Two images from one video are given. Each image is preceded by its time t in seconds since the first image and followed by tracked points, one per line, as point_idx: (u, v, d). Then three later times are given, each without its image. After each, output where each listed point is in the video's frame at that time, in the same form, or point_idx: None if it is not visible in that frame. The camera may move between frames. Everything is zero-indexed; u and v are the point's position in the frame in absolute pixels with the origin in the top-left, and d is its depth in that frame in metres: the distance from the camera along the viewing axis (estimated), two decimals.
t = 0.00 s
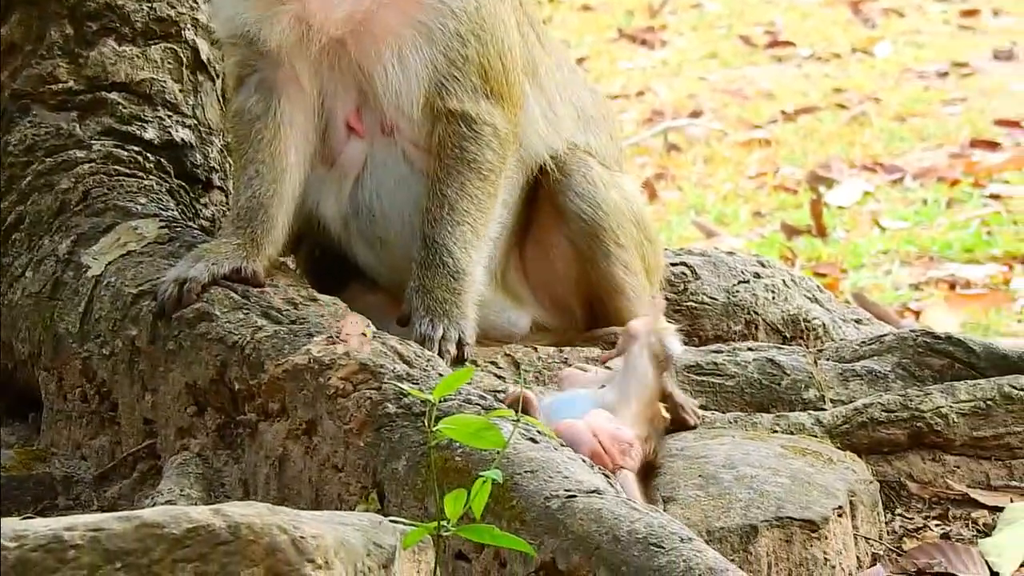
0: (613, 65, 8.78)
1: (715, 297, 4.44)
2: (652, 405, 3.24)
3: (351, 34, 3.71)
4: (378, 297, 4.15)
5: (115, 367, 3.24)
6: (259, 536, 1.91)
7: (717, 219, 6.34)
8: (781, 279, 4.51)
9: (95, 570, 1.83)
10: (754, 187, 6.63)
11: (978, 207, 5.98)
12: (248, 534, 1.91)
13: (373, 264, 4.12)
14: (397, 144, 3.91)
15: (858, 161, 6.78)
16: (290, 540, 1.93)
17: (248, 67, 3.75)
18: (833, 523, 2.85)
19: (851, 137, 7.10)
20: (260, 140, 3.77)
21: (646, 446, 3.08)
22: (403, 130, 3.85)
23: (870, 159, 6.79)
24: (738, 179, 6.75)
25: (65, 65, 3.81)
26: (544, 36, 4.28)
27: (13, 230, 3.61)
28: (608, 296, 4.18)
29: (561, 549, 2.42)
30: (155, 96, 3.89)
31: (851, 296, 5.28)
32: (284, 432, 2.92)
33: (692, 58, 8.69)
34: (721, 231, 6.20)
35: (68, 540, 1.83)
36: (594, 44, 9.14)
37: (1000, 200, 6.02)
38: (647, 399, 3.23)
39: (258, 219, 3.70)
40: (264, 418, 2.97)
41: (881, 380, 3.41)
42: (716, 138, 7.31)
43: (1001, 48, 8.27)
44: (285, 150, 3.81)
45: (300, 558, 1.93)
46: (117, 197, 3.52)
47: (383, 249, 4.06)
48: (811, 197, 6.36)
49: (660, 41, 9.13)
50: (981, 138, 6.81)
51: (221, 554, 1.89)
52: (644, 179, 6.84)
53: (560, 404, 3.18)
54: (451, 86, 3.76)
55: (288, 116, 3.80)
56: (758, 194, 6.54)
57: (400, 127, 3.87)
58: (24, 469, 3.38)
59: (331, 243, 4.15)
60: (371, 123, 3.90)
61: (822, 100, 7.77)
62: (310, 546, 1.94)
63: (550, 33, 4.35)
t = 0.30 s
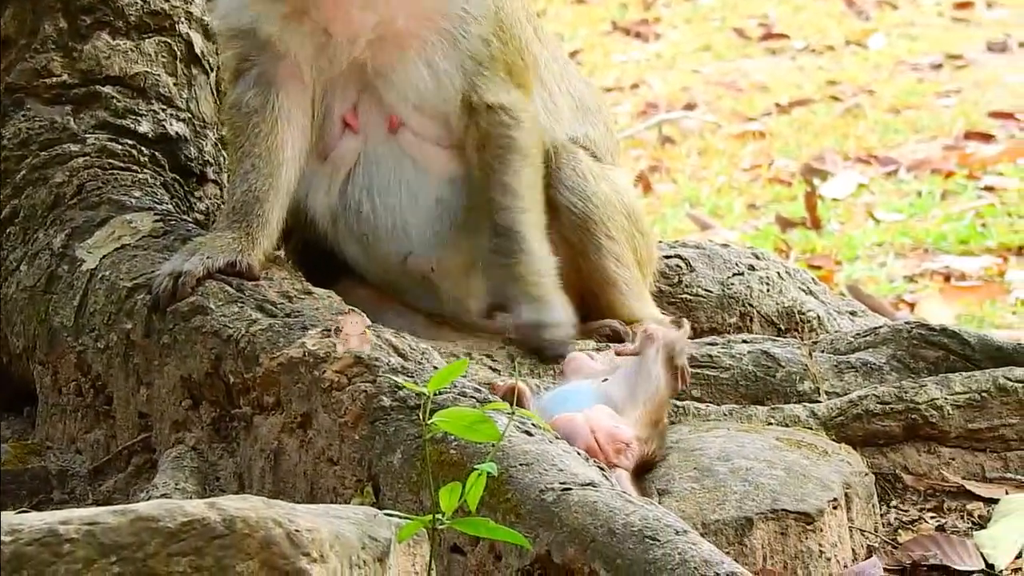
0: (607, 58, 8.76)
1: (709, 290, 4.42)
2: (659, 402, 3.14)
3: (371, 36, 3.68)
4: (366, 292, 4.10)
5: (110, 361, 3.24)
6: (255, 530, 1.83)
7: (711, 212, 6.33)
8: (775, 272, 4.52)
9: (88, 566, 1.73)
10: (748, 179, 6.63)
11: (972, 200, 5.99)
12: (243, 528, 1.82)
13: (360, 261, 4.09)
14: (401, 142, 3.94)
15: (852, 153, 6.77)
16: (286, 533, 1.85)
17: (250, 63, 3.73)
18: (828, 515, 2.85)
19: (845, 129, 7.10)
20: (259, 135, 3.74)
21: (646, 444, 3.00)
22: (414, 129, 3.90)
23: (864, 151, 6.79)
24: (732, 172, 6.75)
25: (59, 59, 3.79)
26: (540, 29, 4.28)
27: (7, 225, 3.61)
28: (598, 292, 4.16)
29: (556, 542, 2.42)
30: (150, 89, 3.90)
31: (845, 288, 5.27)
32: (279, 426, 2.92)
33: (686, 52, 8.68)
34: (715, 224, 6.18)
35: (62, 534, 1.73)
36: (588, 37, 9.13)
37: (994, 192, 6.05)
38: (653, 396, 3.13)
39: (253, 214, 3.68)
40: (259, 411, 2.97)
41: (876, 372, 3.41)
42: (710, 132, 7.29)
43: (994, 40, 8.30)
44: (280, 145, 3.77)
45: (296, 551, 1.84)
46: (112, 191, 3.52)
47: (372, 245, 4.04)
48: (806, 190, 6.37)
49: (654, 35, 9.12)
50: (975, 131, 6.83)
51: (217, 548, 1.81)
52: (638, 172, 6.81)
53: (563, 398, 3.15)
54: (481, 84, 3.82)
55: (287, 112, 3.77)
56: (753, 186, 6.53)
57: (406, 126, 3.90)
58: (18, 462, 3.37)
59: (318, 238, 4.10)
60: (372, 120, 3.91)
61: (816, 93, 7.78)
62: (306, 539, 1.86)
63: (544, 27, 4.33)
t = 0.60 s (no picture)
0: (603, 53, 8.75)
1: (706, 285, 4.43)
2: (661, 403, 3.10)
3: (409, 40, 3.69)
4: (369, 289, 4.02)
5: (106, 357, 3.24)
6: (251, 526, 1.79)
7: (708, 206, 6.34)
8: (772, 267, 4.51)
9: (83, 563, 1.69)
10: (745, 174, 6.63)
11: (968, 194, 6.01)
12: (240, 524, 1.78)
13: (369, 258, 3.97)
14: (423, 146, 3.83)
15: (849, 148, 6.76)
16: (282, 529, 1.80)
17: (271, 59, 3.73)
18: (825, 511, 2.86)
19: (842, 124, 7.10)
20: (271, 130, 3.71)
21: (642, 447, 2.98)
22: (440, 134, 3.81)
23: (861, 145, 6.78)
24: (729, 167, 6.75)
25: (54, 54, 3.79)
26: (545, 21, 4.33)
27: (4, 220, 3.62)
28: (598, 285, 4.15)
29: (552, 538, 2.43)
30: (146, 85, 3.86)
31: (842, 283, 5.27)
32: (275, 422, 2.92)
33: (682, 46, 8.67)
34: (712, 219, 6.19)
35: (58, 530, 1.69)
36: (584, 33, 9.10)
37: (991, 187, 6.07)
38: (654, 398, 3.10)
39: (253, 212, 3.66)
40: (255, 408, 2.97)
41: (873, 368, 3.41)
42: (706, 128, 7.29)
43: (990, 36, 8.35)
44: (293, 142, 3.74)
45: (292, 547, 1.80)
46: (108, 187, 3.52)
47: (381, 245, 3.93)
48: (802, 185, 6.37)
49: (650, 30, 9.11)
50: (971, 125, 6.84)
51: (213, 544, 1.76)
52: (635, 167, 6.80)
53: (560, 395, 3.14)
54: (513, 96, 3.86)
55: (300, 110, 3.74)
56: (749, 180, 6.55)
57: (433, 130, 3.81)
58: (14, 459, 3.41)
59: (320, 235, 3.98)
60: (396, 123, 3.80)
61: (812, 87, 7.78)
62: (302, 535, 1.81)
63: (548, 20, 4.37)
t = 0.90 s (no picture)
0: (593, 51, 8.69)
1: (693, 282, 4.45)
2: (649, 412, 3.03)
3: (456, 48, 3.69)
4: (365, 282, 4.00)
5: (93, 354, 3.23)
6: (238, 523, 1.77)
7: (696, 204, 6.25)
8: (758, 263, 4.50)
9: (71, 558, 1.68)
10: (732, 170, 6.60)
11: (955, 189, 6.03)
12: (227, 520, 1.76)
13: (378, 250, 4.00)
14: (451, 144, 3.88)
15: (836, 146, 6.76)
16: (270, 526, 1.78)
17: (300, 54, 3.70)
18: (811, 507, 2.86)
19: (829, 121, 7.11)
20: (287, 132, 3.67)
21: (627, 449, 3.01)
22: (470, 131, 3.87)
23: (849, 144, 6.77)
24: (716, 164, 6.69)
25: (43, 51, 3.75)
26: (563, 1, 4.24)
27: None
28: (595, 262, 4.17)
29: (540, 534, 2.42)
30: (133, 82, 3.81)
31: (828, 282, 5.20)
32: (262, 419, 2.92)
33: (670, 43, 8.64)
34: (700, 216, 6.11)
35: (45, 527, 1.67)
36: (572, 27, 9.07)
37: (978, 184, 6.10)
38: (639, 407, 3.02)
39: (247, 211, 3.56)
40: (242, 404, 2.97)
41: (860, 364, 3.41)
42: (693, 125, 7.21)
43: (978, 32, 8.48)
44: (306, 137, 3.72)
45: (280, 544, 1.78)
46: (96, 183, 3.51)
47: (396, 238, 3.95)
48: (790, 181, 6.36)
49: (638, 26, 9.09)
50: (959, 122, 6.86)
51: (200, 540, 1.75)
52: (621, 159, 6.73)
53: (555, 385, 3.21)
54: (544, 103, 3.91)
55: (317, 105, 3.71)
56: (736, 178, 6.49)
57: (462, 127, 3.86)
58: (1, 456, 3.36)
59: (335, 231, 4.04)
60: (429, 120, 3.82)
61: (800, 83, 7.79)
62: (290, 532, 1.79)
63: None
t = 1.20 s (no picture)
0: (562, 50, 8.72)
1: (662, 282, 4.43)
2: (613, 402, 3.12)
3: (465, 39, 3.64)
4: (351, 280, 3.88)
5: (62, 355, 3.26)
6: (208, 524, 1.80)
7: (663, 205, 6.19)
8: (727, 265, 4.48)
9: (39, 559, 1.69)
10: (700, 172, 6.56)
11: (924, 191, 6.05)
12: (196, 521, 1.80)
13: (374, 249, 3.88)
14: (449, 142, 3.82)
15: (804, 146, 6.75)
16: (238, 527, 1.83)
17: (312, 63, 3.56)
18: (781, 507, 2.86)
19: (797, 122, 7.11)
20: (303, 136, 3.56)
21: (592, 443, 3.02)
22: (467, 129, 3.81)
23: (816, 143, 6.77)
24: (683, 165, 6.66)
25: (10, 52, 3.62)
26: None
27: None
28: (577, 254, 4.04)
29: (509, 535, 2.42)
30: (101, 83, 3.77)
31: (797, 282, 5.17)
32: (231, 420, 2.92)
33: (638, 43, 8.70)
34: (668, 216, 6.04)
35: (14, 528, 1.68)
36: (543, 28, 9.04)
37: (946, 184, 6.13)
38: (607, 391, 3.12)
39: (278, 214, 3.54)
40: (211, 405, 2.97)
41: (829, 364, 3.41)
42: (661, 126, 7.20)
43: (946, 31, 8.60)
44: (327, 139, 3.62)
45: (249, 544, 1.83)
46: (64, 184, 3.52)
47: (393, 237, 3.84)
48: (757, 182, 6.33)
49: (606, 28, 9.15)
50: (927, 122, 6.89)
51: (170, 541, 1.78)
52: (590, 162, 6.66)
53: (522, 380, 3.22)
54: (540, 99, 3.78)
55: (337, 107, 3.61)
56: (705, 179, 6.46)
57: (459, 126, 3.80)
58: None
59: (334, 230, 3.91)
60: (430, 116, 3.77)
61: (768, 84, 7.80)
62: (258, 533, 1.84)
63: None
